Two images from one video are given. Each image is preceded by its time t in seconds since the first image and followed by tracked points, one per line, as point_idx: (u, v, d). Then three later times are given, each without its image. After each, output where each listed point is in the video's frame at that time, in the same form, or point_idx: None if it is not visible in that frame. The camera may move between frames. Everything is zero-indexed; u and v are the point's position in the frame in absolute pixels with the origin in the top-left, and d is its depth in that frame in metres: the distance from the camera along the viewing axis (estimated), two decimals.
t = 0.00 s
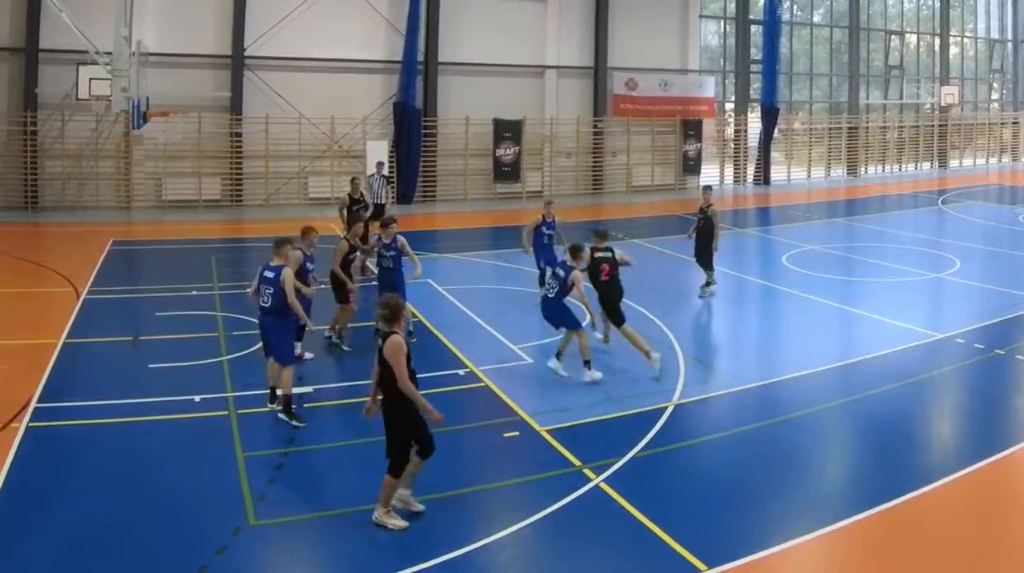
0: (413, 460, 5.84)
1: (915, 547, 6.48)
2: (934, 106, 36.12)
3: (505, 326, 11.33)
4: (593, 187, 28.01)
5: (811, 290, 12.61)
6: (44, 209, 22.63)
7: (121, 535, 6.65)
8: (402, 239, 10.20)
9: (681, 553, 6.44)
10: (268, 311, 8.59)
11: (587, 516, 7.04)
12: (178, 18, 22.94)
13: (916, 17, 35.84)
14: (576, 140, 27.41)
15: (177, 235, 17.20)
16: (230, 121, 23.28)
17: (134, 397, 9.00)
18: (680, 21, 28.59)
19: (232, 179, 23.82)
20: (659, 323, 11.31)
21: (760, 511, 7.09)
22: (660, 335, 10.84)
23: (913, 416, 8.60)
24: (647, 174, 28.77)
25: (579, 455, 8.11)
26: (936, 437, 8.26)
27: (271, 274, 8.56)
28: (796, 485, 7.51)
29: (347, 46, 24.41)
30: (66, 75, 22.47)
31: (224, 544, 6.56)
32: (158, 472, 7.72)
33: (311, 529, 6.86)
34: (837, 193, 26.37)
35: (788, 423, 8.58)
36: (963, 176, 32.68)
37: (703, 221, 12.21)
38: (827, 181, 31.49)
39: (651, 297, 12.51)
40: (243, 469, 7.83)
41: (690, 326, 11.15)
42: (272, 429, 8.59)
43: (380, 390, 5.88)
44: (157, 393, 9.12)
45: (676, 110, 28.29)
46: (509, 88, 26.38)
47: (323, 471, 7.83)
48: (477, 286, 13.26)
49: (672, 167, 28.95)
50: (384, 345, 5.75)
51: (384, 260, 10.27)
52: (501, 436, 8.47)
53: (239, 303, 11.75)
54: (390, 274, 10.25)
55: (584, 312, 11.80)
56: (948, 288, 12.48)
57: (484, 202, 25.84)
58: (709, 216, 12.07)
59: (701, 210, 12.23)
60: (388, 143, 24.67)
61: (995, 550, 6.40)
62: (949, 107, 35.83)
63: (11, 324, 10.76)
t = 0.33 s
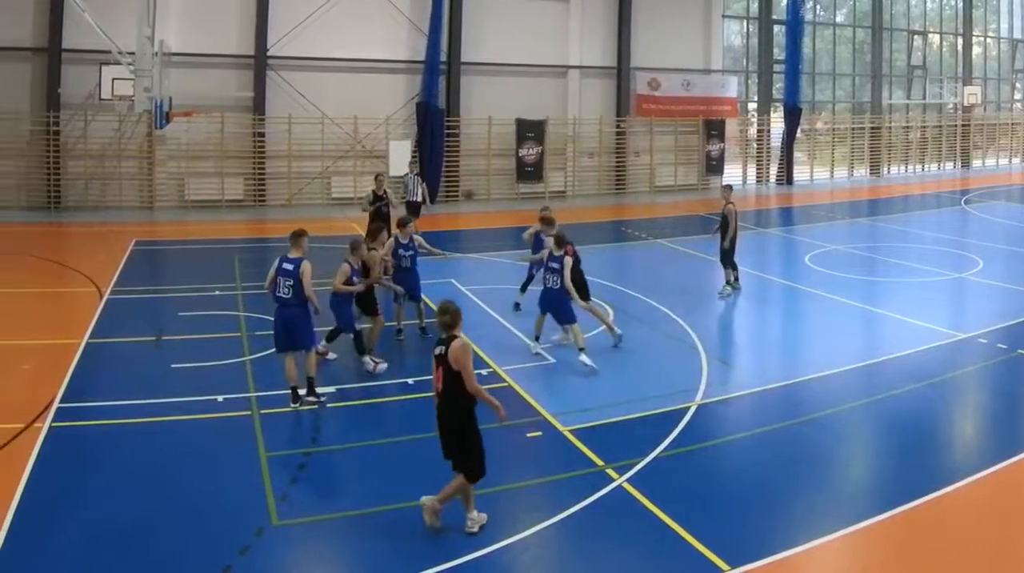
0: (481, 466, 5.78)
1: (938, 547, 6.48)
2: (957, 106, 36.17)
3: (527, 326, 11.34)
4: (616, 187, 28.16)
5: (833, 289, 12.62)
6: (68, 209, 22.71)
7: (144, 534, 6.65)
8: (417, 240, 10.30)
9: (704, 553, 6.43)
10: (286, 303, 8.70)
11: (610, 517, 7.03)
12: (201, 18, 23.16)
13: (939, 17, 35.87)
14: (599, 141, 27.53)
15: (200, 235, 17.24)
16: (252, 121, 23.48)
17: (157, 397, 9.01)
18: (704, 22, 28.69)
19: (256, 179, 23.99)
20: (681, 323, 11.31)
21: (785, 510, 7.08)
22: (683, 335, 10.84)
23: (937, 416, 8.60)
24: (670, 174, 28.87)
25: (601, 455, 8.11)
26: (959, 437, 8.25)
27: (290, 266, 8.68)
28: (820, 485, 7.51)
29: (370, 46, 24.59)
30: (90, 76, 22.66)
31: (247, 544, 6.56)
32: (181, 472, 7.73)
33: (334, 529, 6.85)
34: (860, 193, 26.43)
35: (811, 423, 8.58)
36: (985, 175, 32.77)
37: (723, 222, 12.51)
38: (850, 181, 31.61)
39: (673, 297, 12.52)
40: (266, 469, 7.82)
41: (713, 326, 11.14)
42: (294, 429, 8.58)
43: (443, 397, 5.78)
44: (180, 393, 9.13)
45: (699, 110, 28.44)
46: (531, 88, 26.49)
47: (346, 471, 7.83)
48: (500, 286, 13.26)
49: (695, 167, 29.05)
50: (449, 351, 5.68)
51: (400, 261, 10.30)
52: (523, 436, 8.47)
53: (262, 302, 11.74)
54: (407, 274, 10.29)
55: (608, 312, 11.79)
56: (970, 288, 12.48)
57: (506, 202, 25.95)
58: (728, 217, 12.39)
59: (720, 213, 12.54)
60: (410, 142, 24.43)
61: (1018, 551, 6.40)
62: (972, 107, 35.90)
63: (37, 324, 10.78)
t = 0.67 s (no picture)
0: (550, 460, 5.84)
1: (959, 548, 6.47)
2: (978, 106, 36.16)
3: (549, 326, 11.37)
4: (638, 186, 28.25)
5: (855, 289, 12.62)
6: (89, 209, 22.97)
7: (162, 534, 6.65)
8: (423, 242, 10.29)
9: (726, 553, 6.43)
10: (308, 299, 8.72)
11: (632, 517, 7.02)
12: (225, 18, 23.31)
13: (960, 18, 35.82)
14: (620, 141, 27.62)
15: (224, 235, 17.25)
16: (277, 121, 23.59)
17: (179, 397, 9.01)
18: (726, 22, 28.71)
19: (277, 179, 24.11)
20: (702, 323, 11.31)
21: (807, 511, 7.07)
22: (705, 336, 10.82)
23: (958, 416, 8.59)
24: (692, 174, 28.93)
25: (623, 455, 8.11)
26: (980, 437, 8.24)
27: (315, 261, 8.75)
28: (841, 485, 7.50)
29: (395, 45, 24.68)
30: (112, 76, 22.87)
31: (268, 544, 6.56)
32: (202, 472, 7.72)
33: (356, 530, 6.84)
34: (882, 193, 26.44)
35: (834, 423, 8.58)
36: (1007, 175, 32.81)
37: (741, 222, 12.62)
38: (872, 181, 31.66)
39: (694, 296, 12.52)
40: (287, 469, 7.81)
41: (733, 326, 11.15)
42: (317, 429, 8.58)
43: (508, 402, 5.73)
44: (201, 393, 9.14)
45: (720, 110, 28.06)
46: (552, 87, 26.58)
47: (366, 472, 7.82)
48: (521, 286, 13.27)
49: (717, 167, 29.14)
50: (514, 352, 5.68)
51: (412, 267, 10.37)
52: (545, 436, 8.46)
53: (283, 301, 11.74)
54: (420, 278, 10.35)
55: (630, 312, 11.79)
56: (993, 288, 12.49)
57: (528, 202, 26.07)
58: (744, 218, 12.49)
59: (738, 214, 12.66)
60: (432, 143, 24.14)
61: None
62: (994, 107, 35.93)
63: (60, 323, 10.83)
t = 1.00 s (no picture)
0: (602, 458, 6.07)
1: (980, 549, 6.46)
2: (1001, 106, 36.17)
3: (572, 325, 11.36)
4: (660, 186, 28.38)
5: (877, 289, 12.63)
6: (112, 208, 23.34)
7: (182, 534, 6.64)
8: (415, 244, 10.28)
9: (748, 553, 6.42)
10: (326, 298, 8.78)
11: (654, 518, 7.01)
12: (249, 18, 23.56)
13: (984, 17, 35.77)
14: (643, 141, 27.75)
15: (248, 234, 17.27)
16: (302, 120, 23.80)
17: (202, 397, 9.01)
18: (748, 22, 28.78)
19: (300, 179, 24.39)
20: (724, 323, 11.31)
21: (830, 512, 7.06)
22: (728, 336, 10.82)
23: (981, 417, 8.58)
24: (715, 174, 29.07)
25: (646, 455, 8.11)
26: (1002, 437, 8.22)
27: (325, 260, 8.80)
28: (862, 485, 7.50)
29: (416, 45, 24.84)
30: (134, 75, 23.14)
31: (291, 544, 6.55)
32: (224, 472, 7.72)
33: (380, 530, 6.82)
34: (904, 193, 26.45)
35: (858, 423, 8.57)
36: None
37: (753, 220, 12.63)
38: (895, 181, 31.76)
39: (715, 297, 12.53)
40: (310, 469, 7.81)
41: (754, 325, 11.16)
42: (340, 429, 8.57)
43: (575, 401, 5.88)
44: (224, 393, 9.14)
45: (744, 110, 28.09)
46: (575, 87, 26.70)
47: (389, 472, 7.81)
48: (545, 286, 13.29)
49: (740, 167, 29.20)
50: (578, 354, 5.94)
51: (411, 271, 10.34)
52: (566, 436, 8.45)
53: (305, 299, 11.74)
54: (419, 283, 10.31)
55: (653, 312, 11.80)
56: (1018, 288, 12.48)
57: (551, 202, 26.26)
58: (755, 217, 12.51)
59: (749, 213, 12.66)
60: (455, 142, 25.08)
61: None
62: (1017, 107, 35.92)
63: (84, 321, 10.89)
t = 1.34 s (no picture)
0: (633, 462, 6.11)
1: (1004, 549, 6.46)
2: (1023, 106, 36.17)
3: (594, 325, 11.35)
4: (683, 186, 28.48)
5: (900, 289, 12.64)
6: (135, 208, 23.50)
7: (203, 533, 6.64)
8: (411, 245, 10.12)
9: (772, 553, 6.42)
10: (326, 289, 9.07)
11: (678, 518, 6.99)
12: (272, 17, 23.82)
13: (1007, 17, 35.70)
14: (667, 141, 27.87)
15: (271, 234, 17.31)
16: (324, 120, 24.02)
17: (226, 397, 9.02)
18: (771, 21, 28.82)
19: (323, 179, 24.57)
20: (747, 323, 11.32)
21: (853, 512, 7.05)
22: (751, 336, 10.82)
23: (1003, 417, 8.57)
24: (738, 174, 29.13)
25: (669, 455, 8.10)
26: None
27: (319, 252, 9.06)
28: (883, 485, 7.50)
29: (439, 45, 25.06)
30: (157, 75, 23.35)
31: (315, 544, 6.54)
32: (247, 471, 7.72)
33: (402, 530, 6.81)
34: (927, 193, 26.43)
35: (880, 423, 8.57)
36: None
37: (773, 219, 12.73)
38: (918, 181, 31.81)
39: (736, 296, 12.54)
40: (334, 470, 7.80)
41: (776, 325, 11.17)
42: (364, 429, 8.57)
43: (607, 403, 5.97)
44: (246, 393, 9.14)
45: (767, 110, 28.58)
46: (597, 87, 26.84)
47: (411, 472, 7.80)
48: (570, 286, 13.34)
49: (763, 167, 29.30)
50: (599, 365, 6.12)
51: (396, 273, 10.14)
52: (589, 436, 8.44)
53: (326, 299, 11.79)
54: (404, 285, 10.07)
55: (676, 312, 11.81)
56: None
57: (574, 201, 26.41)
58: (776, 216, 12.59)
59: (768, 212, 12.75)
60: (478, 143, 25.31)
61: None
62: None
63: (107, 322, 10.93)
